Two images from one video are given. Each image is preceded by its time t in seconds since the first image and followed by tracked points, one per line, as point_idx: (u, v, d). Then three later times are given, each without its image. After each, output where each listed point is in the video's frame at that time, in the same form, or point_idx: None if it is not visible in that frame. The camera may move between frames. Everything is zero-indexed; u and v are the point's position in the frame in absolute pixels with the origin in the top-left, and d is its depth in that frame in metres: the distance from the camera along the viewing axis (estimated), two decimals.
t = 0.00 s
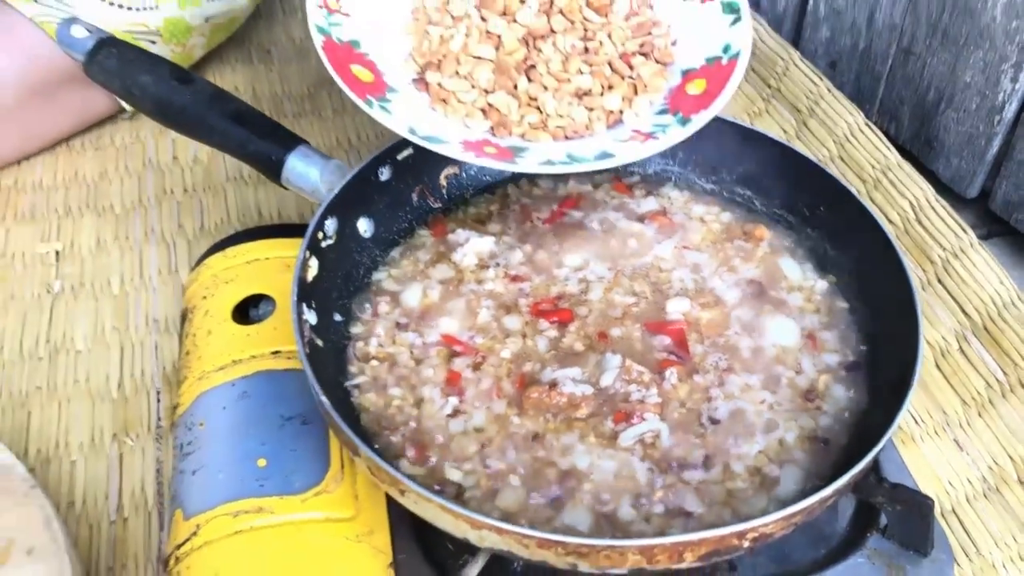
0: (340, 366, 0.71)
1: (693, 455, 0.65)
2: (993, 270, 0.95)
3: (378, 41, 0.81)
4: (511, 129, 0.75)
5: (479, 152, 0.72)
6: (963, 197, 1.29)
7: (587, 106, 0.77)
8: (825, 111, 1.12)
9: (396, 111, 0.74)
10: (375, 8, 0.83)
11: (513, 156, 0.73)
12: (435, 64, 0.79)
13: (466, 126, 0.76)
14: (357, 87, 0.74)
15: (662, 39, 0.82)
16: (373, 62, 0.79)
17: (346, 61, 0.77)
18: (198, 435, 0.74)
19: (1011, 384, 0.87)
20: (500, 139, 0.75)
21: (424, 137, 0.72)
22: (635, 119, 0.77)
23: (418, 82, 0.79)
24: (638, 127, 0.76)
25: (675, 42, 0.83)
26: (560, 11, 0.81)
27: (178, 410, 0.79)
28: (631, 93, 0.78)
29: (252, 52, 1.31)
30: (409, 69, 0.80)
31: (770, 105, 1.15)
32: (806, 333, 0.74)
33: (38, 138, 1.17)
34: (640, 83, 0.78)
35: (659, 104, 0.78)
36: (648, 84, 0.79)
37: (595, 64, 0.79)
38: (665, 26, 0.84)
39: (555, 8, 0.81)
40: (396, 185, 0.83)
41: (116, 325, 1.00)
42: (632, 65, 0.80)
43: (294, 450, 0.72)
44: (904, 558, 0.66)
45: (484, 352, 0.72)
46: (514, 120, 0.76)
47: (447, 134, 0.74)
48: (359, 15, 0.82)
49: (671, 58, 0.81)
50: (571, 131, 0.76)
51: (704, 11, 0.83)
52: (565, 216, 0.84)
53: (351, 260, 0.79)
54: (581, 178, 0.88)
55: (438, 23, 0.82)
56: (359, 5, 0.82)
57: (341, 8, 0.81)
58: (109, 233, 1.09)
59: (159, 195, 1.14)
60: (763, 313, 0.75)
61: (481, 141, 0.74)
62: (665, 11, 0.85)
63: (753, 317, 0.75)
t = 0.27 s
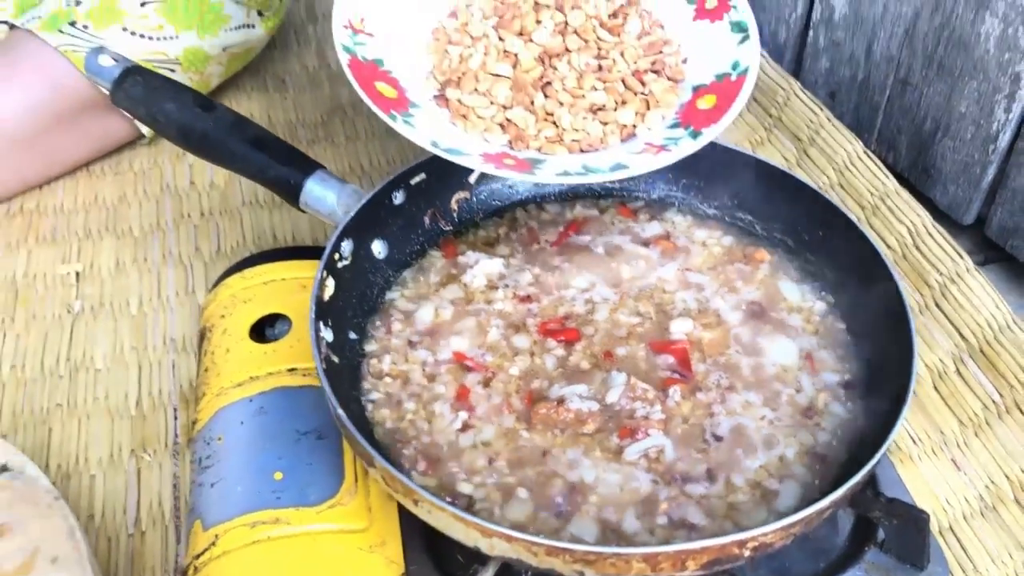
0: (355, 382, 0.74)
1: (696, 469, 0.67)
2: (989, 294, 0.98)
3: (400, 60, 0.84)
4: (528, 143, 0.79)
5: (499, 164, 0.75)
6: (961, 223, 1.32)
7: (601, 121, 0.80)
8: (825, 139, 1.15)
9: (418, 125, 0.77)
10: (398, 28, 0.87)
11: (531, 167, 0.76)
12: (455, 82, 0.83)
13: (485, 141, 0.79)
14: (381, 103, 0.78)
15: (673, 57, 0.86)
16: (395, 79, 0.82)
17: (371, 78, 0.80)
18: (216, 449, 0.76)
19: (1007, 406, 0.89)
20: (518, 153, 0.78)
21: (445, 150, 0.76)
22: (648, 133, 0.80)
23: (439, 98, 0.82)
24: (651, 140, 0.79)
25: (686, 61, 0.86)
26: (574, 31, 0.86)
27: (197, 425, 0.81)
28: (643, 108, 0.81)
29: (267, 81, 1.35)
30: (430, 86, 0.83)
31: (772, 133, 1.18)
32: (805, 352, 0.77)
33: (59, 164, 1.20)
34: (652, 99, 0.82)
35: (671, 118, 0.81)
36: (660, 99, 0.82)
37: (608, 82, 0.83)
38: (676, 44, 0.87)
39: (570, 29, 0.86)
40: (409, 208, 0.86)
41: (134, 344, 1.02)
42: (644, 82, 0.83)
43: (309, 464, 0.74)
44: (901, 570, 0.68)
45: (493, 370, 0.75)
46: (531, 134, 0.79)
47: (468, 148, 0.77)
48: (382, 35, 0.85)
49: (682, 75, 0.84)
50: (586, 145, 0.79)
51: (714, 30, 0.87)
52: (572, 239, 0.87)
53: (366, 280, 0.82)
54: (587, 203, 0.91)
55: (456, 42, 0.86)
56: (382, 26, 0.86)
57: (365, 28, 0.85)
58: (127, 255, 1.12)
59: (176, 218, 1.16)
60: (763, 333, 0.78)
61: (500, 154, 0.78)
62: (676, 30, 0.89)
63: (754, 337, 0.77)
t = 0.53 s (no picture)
0: (368, 397, 0.76)
1: (704, 484, 0.68)
2: (991, 313, 0.99)
3: (416, 74, 0.87)
4: (541, 154, 0.81)
5: (514, 175, 0.77)
6: (963, 244, 1.34)
7: (613, 134, 0.83)
8: (827, 162, 1.17)
9: (435, 136, 0.80)
10: (414, 44, 0.89)
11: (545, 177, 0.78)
12: (469, 95, 0.86)
13: (500, 152, 0.82)
14: (399, 115, 0.80)
15: (682, 72, 0.88)
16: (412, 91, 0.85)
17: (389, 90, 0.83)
18: (229, 464, 0.77)
19: (1010, 424, 0.90)
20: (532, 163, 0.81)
21: (462, 160, 0.78)
22: (659, 145, 0.82)
23: (452, 111, 0.85)
24: (662, 151, 0.81)
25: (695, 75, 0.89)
26: (586, 46, 0.91)
27: (210, 440, 0.82)
28: (654, 121, 0.84)
29: (278, 103, 1.37)
30: (445, 98, 0.86)
31: (775, 156, 1.20)
32: (810, 370, 0.78)
33: (72, 183, 1.22)
34: (663, 112, 0.84)
35: (681, 131, 0.83)
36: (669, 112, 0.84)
37: (619, 95, 0.87)
38: (685, 60, 0.90)
39: (581, 44, 0.91)
40: (421, 228, 0.88)
41: (146, 361, 1.03)
42: (654, 96, 0.86)
43: (321, 478, 0.75)
44: None
45: (504, 385, 0.76)
46: (544, 146, 0.82)
47: (483, 158, 0.80)
48: (398, 50, 0.88)
49: (691, 90, 0.87)
50: (599, 156, 0.81)
51: (722, 45, 0.89)
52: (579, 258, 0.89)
53: (378, 298, 0.83)
54: (594, 223, 0.93)
55: (471, 57, 0.89)
56: (399, 41, 0.89)
57: (383, 42, 0.87)
58: (139, 274, 1.13)
59: (187, 238, 1.17)
60: (769, 351, 0.79)
61: (514, 164, 0.80)
62: (685, 45, 0.92)
63: (760, 354, 0.78)
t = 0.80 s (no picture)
0: (366, 411, 0.76)
1: (701, 498, 0.68)
2: (986, 328, 0.99)
3: (417, 88, 0.88)
4: (539, 170, 0.83)
5: (512, 193, 0.79)
6: (957, 260, 1.34)
7: (611, 150, 0.85)
8: (822, 177, 1.18)
9: (434, 153, 0.82)
10: (415, 58, 0.90)
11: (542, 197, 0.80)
12: (469, 108, 0.88)
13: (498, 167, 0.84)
14: (399, 132, 0.82)
15: (680, 86, 0.90)
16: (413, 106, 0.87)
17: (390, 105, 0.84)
18: (227, 477, 0.77)
19: (1005, 439, 0.90)
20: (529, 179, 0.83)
21: (461, 179, 0.80)
22: (656, 162, 0.84)
23: (453, 125, 0.87)
24: (659, 169, 0.83)
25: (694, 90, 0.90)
26: (585, 59, 0.92)
27: (208, 454, 0.82)
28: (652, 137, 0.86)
29: (276, 119, 1.37)
30: (445, 112, 0.88)
31: (770, 171, 1.21)
32: (806, 384, 0.78)
33: (71, 197, 1.22)
34: (660, 127, 0.86)
35: (677, 147, 0.85)
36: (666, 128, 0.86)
37: (618, 110, 0.88)
38: (684, 74, 0.91)
39: (581, 57, 0.92)
40: (419, 242, 0.89)
41: (144, 375, 1.03)
42: (653, 112, 0.88)
43: (319, 492, 0.75)
44: None
45: (501, 399, 0.76)
46: (542, 162, 0.84)
47: (482, 176, 0.82)
48: (399, 64, 0.89)
49: (689, 104, 0.88)
50: (595, 173, 0.83)
51: (721, 60, 0.90)
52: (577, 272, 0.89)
53: (377, 312, 0.84)
54: (591, 238, 0.94)
55: (471, 70, 0.91)
56: (401, 54, 0.90)
57: (383, 57, 0.88)
58: (137, 288, 1.13)
59: (186, 252, 1.18)
60: (765, 365, 0.79)
61: (512, 182, 0.82)
62: (684, 58, 0.92)
63: (757, 369, 0.79)
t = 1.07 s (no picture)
0: (360, 420, 0.76)
1: (694, 505, 0.69)
2: (976, 337, 1.00)
3: (430, 115, 0.91)
4: (545, 207, 0.87)
5: (514, 240, 0.83)
6: (949, 269, 1.35)
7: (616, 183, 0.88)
8: (815, 187, 1.19)
9: (442, 196, 0.86)
10: (427, 81, 0.91)
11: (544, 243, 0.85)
12: (480, 135, 0.90)
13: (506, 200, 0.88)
14: (407, 173, 0.86)
15: (691, 112, 0.90)
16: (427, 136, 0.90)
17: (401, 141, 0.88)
18: (221, 486, 0.77)
19: (996, 446, 0.91)
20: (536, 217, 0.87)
21: (468, 225, 0.84)
22: (658, 201, 0.87)
23: (463, 155, 0.90)
24: (661, 210, 0.87)
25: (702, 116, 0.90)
26: (597, 79, 0.91)
27: (202, 463, 0.82)
28: (657, 170, 0.88)
29: (271, 128, 1.38)
30: (457, 139, 0.91)
31: (763, 181, 1.22)
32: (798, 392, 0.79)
33: (66, 206, 1.22)
34: (666, 159, 0.88)
35: (681, 184, 0.88)
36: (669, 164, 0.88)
37: (627, 138, 0.89)
38: (694, 94, 0.92)
39: (593, 77, 0.91)
40: (413, 251, 0.89)
41: (138, 385, 1.03)
42: (659, 139, 0.89)
43: (313, 500, 0.75)
44: None
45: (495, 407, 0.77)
46: (549, 197, 0.87)
47: (489, 218, 0.86)
48: (412, 90, 0.91)
49: (697, 132, 0.89)
50: (600, 210, 0.87)
51: (731, 85, 0.90)
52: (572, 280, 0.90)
53: (371, 321, 0.84)
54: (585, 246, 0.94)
55: (484, 91, 0.91)
56: (414, 78, 0.91)
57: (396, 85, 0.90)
58: (132, 297, 1.13)
59: (181, 261, 1.18)
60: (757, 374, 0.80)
61: (518, 224, 0.86)
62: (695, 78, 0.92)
63: (749, 377, 0.80)
